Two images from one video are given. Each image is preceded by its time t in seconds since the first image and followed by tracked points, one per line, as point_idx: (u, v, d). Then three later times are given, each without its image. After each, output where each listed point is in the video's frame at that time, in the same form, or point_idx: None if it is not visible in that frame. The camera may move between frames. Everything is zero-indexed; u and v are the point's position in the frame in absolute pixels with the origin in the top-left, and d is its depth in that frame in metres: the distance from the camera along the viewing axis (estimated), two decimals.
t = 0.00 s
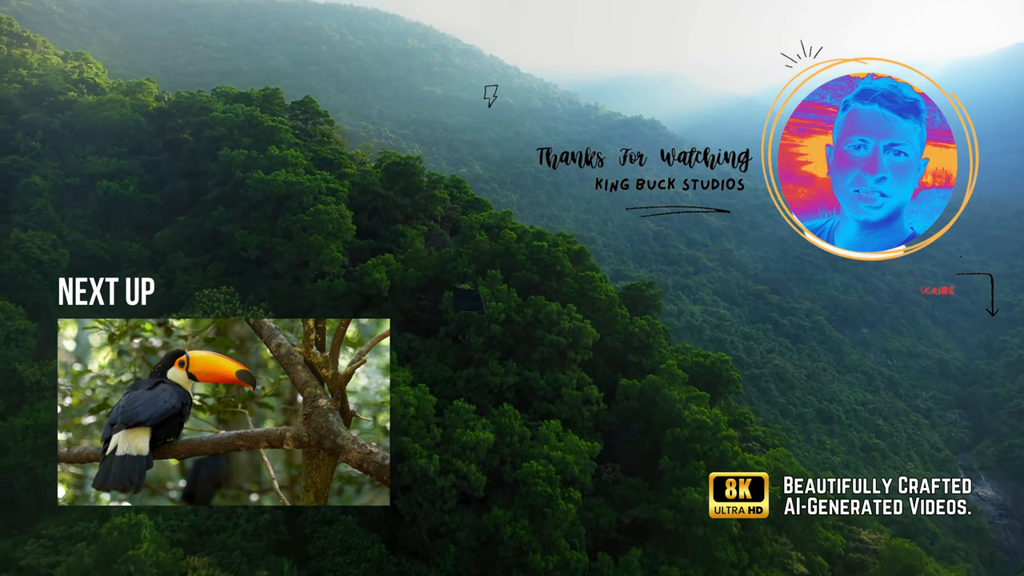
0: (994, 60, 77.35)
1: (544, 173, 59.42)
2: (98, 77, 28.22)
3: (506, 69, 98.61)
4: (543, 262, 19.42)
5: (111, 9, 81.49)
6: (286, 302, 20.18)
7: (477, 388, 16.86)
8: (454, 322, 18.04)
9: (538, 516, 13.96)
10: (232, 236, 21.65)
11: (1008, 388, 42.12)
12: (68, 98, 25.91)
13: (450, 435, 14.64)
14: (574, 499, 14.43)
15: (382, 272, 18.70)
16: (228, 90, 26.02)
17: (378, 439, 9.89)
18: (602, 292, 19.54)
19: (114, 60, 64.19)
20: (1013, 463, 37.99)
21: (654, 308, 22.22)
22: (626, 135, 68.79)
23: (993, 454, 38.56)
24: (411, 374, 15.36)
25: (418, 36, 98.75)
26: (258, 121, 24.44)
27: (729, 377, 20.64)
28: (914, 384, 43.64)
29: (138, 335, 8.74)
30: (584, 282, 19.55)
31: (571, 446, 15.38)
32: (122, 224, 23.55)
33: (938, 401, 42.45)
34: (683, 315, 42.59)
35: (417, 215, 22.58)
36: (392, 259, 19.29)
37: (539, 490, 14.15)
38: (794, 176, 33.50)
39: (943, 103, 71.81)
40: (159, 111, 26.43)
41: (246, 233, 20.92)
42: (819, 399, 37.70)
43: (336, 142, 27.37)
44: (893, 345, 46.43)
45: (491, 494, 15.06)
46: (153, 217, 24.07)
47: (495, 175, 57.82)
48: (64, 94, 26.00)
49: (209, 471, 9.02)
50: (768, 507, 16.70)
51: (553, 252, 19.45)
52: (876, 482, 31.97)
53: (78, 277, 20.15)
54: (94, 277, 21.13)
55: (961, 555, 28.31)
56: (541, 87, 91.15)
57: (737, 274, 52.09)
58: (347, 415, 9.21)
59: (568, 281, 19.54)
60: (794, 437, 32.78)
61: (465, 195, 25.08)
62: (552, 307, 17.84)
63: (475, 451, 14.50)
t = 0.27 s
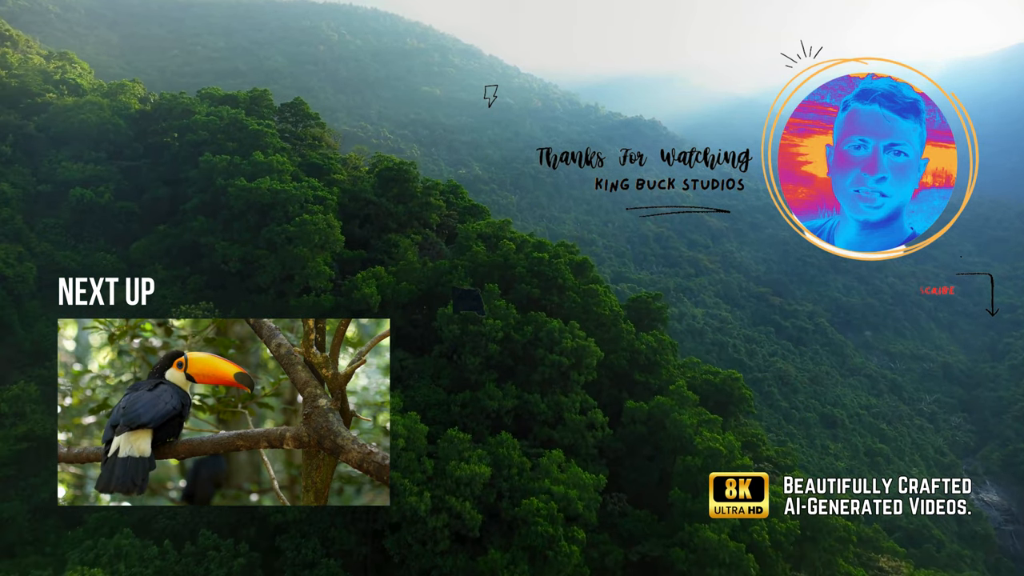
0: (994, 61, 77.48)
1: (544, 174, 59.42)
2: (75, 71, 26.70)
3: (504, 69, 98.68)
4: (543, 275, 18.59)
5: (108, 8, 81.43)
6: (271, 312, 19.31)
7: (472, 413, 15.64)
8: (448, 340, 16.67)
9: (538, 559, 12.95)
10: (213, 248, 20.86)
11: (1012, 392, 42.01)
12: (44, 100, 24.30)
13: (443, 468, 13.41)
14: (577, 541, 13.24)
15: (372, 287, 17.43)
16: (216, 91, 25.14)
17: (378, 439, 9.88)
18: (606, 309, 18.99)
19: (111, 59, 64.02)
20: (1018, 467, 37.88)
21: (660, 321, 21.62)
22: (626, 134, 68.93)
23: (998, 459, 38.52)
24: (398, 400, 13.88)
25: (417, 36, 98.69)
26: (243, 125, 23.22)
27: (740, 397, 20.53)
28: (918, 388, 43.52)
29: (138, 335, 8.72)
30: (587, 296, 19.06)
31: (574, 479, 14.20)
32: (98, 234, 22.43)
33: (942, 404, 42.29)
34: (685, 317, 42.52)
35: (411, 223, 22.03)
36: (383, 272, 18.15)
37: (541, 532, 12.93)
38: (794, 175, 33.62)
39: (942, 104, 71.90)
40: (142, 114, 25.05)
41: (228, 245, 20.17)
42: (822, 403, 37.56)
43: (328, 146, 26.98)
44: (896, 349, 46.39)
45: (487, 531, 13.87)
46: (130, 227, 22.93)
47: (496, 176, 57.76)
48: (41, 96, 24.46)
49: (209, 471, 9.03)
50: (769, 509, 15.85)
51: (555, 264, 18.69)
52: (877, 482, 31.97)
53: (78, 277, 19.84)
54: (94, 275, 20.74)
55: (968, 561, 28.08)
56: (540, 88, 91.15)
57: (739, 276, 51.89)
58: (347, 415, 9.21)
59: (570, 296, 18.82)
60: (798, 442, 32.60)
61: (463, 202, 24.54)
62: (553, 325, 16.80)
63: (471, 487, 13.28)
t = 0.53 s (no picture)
0: (994, 61, 77.59)
1: (544, 175, 59.53)
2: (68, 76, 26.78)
3: (504, 69, 98.84)
4: (544, 285, 17.98)
5: (106, 7, 81.48)
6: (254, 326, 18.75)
7: (469, 434, 14.90)
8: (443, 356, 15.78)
9: None
10: (197, 257, 20.48)
11: (1015, 394, 41.96)
12: (25, 101, 24.05)
13: (437, 496, 12.76)
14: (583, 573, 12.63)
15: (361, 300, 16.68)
16: (206, 91, 25.24)
17: (378, 439, 9.85)
18: (611, 320, 18.30)
19: (109, 59, 64.01)
20: (1022, 471, 37.86)
21: (665, 332, 21.26)
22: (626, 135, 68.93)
23: (1003, 462, 38.53)
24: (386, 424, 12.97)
25: (416, 36, 98.82)
26: (231, 127, 23.31)
27: (748, 410, 20.18)
28: (921, 390, 43.52)
29: (138, 335, 8.71)
30: (589, 306, 18.40)
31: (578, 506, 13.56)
32: (76, 241, 21.99)
33: (945, 407, 42.26)
34: (686, 319, 42.66)
35: (406, 230, 21.96)
36: (375, 283, 17.53)
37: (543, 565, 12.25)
38: (794, 175, 33.72)
39: (943, 104, 72.03)
40: (128, 116, 24.81)
41: (212, 254, 19.83)
42: (825, 406, 37.53)
43: (319, 147, 27.24)
44: (899, 351, 46.40)
45: (485, 562, 13.38)
46: (113, 234, 22.51)
47: (496, 177, 57.85)
48: (23, 97, 24.25)
49: (209, 471, 9.03)
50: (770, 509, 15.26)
51: (556, 274, 18.07)
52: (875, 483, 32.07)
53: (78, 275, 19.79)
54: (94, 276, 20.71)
55: (972, 565, 28.07)
56: (540, 88, 91.24)
57: (740, 277, 51.90)
58: (347, 415, 9.23)
59: (572, 308, 18.12)
60: (800, 445, 32.55)
61: (460, 206, 24.38)
62: (555, 339, 16.27)
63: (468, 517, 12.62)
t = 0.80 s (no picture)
0: (995, 60, 77.67)
1: (544, 176, 59.57)
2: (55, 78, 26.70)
3: (504, 69, 98.83)
4: (547, 300, 17.53)
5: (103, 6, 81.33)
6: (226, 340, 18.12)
7: (464, 467, 14.19)
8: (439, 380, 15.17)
9: None
10: (173, 271, 19.80)
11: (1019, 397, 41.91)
12: None
13: (426, 543, 12.16)
14: None
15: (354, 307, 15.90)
16: (193, 91, 25.00)
17: (378, 439, 9.82)
18: (616, 338, 17.88)
19: (106, 59, 63.88)
20: None
21: (673, 347, 20.96)
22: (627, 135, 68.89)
23: (1008, 467, 38.44)
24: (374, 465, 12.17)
25: (416, 36, 98.88)
26: (213, 131, 23.04)
27: (762, 434, 19.05)
28: (924, 393, 43.48)
29: (138, 335, 8.72)
30: (594, 322, 17.89)
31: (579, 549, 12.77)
32: (44, 256, 20.97)
33: (949, 410, 42.18)
34: (688, 322, 42.66)
35: (400, 239, 21.46)
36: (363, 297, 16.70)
37: None
38: (794, 175, 33.76)
39: (943, 104, 72.12)
40: (107, 119, 24.23)
41: (189, 269, 19.27)
42: (828, 410, 37.43)
43: (310, 151, 26.98)
44: (902, 353, 46.41)
45: None
46: (86, 245, 21.73)
47: (496, 179, 57.83)
48: None
49: (209, 471, 9.01)
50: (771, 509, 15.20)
51: (558, 290, 17.61)
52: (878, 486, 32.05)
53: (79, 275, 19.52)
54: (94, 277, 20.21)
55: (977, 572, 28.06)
56: (540, 88, 91.22)
57: (742, 279, 51.91)
58: (347, 415, 9.21)
59: (575, 325, 17.66)
60: (803, 450, 32.49)
61: (458, 213, 24.05)
62: (557, 362, 15.64)
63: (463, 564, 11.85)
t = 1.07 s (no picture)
0: (994, 61, 77.93)
1: (544, 177, 59.68)
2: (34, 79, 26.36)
3: (503, 69, 98.91)
4: (547, 318, 15.13)
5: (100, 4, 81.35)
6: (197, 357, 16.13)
7: (457, 505, 12.29)
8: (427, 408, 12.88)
9: None
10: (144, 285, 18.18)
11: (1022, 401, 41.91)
12: None
13: None
14: None
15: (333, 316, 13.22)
16: (172, 95, 24.00)
17: (378, 439, 9.81)
18: (623, 360, 15.33)
19: (102, 59, 63.70)
20: None
21: (682, 365, 18.53)
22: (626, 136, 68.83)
23: (1012, 472, 38.44)
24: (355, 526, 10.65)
25: (415, 36, 99.04)
26: (193, 136, 21.74)
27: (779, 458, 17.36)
28: (928, 397, 43.50)
29: (138, 335, 8.71)
30: (599, 343, 15.45)
31: None
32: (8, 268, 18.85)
33: (953, 413, 42.16)
34: (690, 326, 42.61)
35: (391, 251, 19.98)
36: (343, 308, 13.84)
37: None
38: (794, 175, 33.78)
39: (943, 105, 72.35)
40: (84, 123, 22.48)
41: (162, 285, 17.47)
42: (832, 414, 37.31)
43: (299, 156, 26.60)
44: (905, 356, 46.45)
45: None
46: (52, 258, 19.57)
47: (496, 179, 57.89)
48: None
49: (209, 472, 8.99)
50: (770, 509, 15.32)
51: (559, 306, 15.25)
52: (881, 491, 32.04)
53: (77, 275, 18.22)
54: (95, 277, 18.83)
55: None
56: (540, 88, 91.32)
57: (744, 281, 51.94)
58: (347, 415, 9.28)
59: (578, 346, 15.23)
60: (807, 455, 32.36)
61: (454, 220, 22.48)
62: (560, 389, 13.32)
63: None
